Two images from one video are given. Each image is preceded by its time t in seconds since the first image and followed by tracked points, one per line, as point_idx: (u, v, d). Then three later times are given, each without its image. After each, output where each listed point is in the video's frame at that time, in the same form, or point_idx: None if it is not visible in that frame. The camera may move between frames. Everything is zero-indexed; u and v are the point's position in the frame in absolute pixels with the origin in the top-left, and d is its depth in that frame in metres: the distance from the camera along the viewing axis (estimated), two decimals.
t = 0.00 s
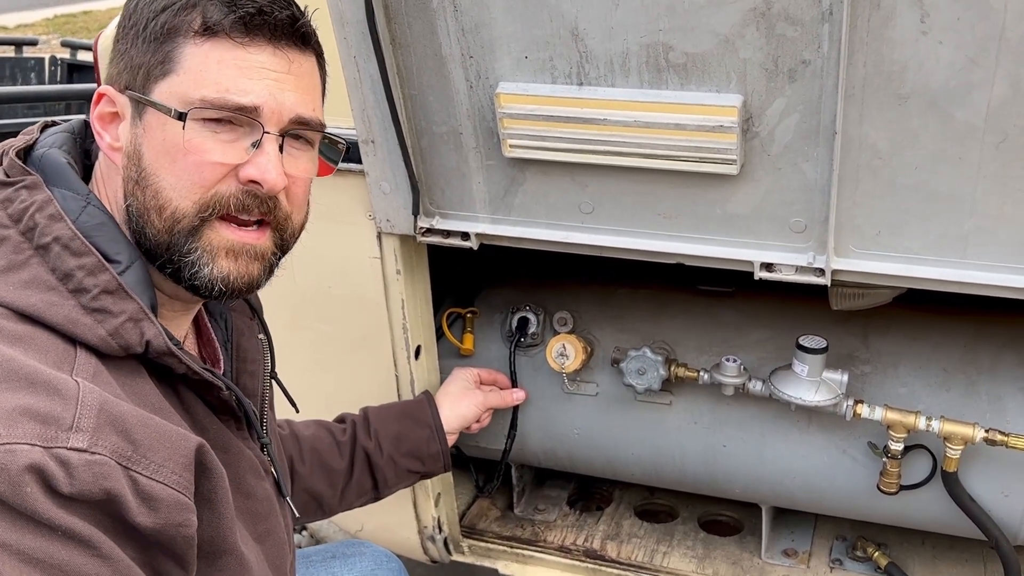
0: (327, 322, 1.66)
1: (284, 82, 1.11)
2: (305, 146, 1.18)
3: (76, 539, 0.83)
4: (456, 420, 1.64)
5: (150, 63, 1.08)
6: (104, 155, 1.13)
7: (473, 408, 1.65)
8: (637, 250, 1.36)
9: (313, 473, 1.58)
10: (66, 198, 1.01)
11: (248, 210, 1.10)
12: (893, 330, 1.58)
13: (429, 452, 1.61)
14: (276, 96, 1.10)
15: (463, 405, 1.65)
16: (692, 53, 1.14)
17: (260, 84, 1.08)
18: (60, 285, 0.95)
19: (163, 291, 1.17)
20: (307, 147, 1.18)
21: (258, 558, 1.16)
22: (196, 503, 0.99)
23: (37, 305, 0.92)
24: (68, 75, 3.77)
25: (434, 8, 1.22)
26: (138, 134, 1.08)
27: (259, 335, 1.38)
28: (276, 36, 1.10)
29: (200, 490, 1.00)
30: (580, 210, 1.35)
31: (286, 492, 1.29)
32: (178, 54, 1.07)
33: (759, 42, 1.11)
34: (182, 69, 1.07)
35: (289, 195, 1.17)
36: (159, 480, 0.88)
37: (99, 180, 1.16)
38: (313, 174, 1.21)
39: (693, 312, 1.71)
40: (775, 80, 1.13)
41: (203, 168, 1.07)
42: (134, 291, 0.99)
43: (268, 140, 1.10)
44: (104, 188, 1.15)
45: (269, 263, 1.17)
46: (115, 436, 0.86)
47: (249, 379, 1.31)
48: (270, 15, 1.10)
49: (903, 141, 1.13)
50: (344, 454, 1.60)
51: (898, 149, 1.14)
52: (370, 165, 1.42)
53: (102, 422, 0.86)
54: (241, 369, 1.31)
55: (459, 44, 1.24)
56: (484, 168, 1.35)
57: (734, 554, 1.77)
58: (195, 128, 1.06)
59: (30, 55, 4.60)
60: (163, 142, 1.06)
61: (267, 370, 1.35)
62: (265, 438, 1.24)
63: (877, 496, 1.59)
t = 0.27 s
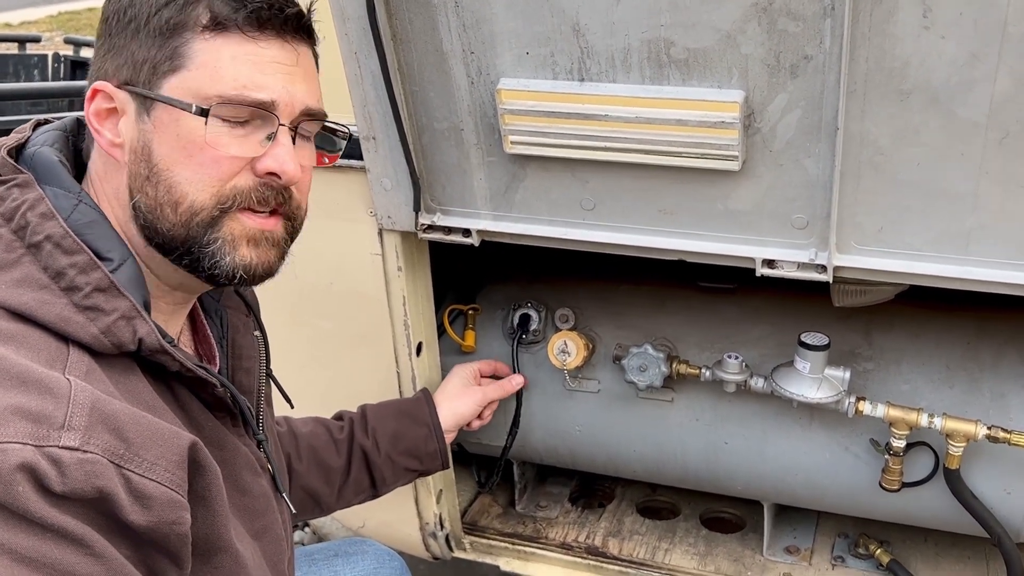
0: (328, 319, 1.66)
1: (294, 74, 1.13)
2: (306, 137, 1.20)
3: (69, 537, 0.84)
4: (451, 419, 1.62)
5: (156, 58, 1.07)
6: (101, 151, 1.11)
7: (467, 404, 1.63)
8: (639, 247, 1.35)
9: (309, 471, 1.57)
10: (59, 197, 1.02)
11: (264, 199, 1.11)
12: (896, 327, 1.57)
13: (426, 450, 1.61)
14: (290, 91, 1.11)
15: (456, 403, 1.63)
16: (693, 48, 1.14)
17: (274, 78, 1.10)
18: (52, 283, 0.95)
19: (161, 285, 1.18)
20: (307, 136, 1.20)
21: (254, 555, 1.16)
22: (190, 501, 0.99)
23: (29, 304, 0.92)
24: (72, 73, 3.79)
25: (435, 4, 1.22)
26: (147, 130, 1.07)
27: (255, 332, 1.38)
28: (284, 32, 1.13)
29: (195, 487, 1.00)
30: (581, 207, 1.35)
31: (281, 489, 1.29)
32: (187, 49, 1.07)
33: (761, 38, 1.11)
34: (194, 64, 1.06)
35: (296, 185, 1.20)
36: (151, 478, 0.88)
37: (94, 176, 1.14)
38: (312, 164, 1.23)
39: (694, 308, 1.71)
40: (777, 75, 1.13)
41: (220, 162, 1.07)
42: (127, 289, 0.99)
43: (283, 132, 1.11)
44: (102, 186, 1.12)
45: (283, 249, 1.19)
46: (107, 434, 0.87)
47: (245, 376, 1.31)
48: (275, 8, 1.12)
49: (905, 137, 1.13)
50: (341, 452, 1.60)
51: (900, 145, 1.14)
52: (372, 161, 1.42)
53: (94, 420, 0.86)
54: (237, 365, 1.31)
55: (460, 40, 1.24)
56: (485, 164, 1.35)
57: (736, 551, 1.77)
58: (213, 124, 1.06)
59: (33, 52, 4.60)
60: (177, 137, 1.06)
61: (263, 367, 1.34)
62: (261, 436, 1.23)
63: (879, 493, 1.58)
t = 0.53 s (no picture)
0: (331, 316, 1.66)
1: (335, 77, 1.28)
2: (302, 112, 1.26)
3: (59, 542, 0.84)
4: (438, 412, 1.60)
5: (264, 82, 1.12)
6: (180, 172, 1.09)
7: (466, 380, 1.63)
8: (641, 243, 1.35)
9: (298, 470, 1.57)
10: (48, 197, 1.01)
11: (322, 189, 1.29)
12: (900, 324, 1.56)
13: (415, 446, 1.59)
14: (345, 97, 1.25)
15: (443, 396, 1.61)
16: (696, 42, 1.14)
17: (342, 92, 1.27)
18: (42, 284, 0.95)
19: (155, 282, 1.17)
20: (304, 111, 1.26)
21: (250, 554, 1.16)
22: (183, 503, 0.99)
23: (18, 305, 0.93)
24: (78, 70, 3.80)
25: None
26: (257, 152, 1.13)
27: (250, 329, 1.38)
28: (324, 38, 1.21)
29: (188, 490, 1.00)
30: (584, 204, 1.35)
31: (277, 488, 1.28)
32: (292, 72, 1.14)
33: (765, 32, 1.11)
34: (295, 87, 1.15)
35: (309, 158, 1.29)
36: (142, 481, 0.88)
37: (132, 192, 1.10)
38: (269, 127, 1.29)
39: (698, 305, 1.70)
40: (781, 69, 1.13)
41: (314, 169, 1.21)
42: (118, 289, 0.99)
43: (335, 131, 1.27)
44: (160, 203, 1.10)
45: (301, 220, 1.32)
46: (97, 438, 0.87)
47: (240, 375, 1.31)
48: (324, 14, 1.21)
49: (909, 132, 1.12)
50: (329, 450, 1.59)
51: (904, 141, 1.13)
52: (374, 158, 1.41)
53: (84, 424, 0.86)
54: (232, 363, 1.31)
55: (463, 35, 1.24)
56: (488, 160, 1.35)
57: (738, 549, 1.76)
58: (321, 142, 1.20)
59: (37, 50, 4.60)
60: (289, 156, 1.16)
61: (258, 365, 1.34)
62: (256, 435, 1.22)
63: (883, 491, 1.58)
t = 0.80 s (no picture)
0: (332, 314, 1.66)
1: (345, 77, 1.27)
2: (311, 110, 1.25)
3: (61, 544, 0.84)
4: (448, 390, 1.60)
5: (245, 67, 1.10)
6: (161, 159, 1.09)
7: (486, 364, 1.63)
8: (643, 241, 1.34)
9: (311, 452, 1.58)
10: (47, 193, 1.00)
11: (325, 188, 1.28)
12: (904, 322, 1.56)
13: (425, 418, 1.60)
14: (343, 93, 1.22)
15: (457, 375, 1.61)
16: (698, 40, 1.13)
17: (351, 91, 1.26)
18: (43, 282, 0.94)
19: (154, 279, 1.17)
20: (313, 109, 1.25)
21: (253, 554, 1.15)
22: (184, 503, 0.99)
23: (19, 304, 0.92)
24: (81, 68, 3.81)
25: None
26: (239, 139, 1.12)
27: (252, 326, 1.37)
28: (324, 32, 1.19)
29: (190, 490, 0.99)
30: (585, 201, 1.34)
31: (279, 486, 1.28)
32: (277, 58, 1.13)
33: (767, 29, 1.10)
34: (275, 76, 1.13)
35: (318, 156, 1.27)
36: (144, 482, 0.88)
37: (122, 182, 1.10)
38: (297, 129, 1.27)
39: (700, 303, 1.70)
40: (783, 67, 1.12)
41: (306, 162, 1.20)
42: (118, 287, 0.98)
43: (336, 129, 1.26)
44: (146, 191, 1.10)
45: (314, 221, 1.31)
46: (99, 439, 0.86)
47: (241, 371, 1.30)
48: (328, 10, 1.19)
49: (913, 130, 1.11)
50: (339, 430, 1.60)
51: (908, 138, 1.12)
52: (374, 155, 1.41)
53: (85, 425, 0.86)
54: (234, 360, 1.31)
55: (463, 32, 1.23)
56: (489, 158, 1.34)
57: (741, 548, 1.76)
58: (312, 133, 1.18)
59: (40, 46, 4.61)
60: (276, 145, 1.14)
61: (260, 361, 1.34)
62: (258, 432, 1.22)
63: (886, 489, 1.57)
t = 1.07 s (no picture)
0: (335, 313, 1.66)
1: (270, 48, 1.11)
2: (299, 117, 1.18)
3: (72, 537, 0.83)
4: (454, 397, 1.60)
5: (136, 41, 1.08)
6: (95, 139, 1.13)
7: (495, 375, 1.63)
8: (647, 238, 1.34)
9: (316, 456, 1.58)
10: (60, 189, 1.02)
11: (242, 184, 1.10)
12: (908, 320, 1.55)
13: (431, 424, 1.60)
14: (265, 67, 1.10)
15: (464, 383, 1.61)
16: (702, 35, 1.12)
17: (247, 53, 1.09)
18: (55, 277, 0.94)
19: (162, 277, 1.17)
20: (300, 117, 1.18)
21: (260, 552, 1.15)
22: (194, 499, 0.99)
23: (30, 298, 0.92)
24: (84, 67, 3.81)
25: None
26: (128, 114, 1.08)
27: (262, 325, 1.38)
28: (262, 7, 1.11)
29: (199, 486, 0.99)
30: (589, 198, 1.33)
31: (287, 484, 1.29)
32: (162, 28, 1.07)
33: (772, 24, 1.09)
34: (167, 44, 1.07)
35: (286, 167, 1.17)
36: (154, 477, 0.88)
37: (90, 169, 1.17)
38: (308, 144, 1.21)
39: (704, 301, 1.69)
40: (788, 62, 1.11)
41: (193, 142, 1.07)
42: (130, 283, 0.98)
43: (259, 109, 1.10)
44: (96, 175, 1.14)
45: (268, 239, 1.17)
46: (109, 433, 0.86)
47: (251, 370, 1.30)
48: None
49: (918, 126, 1.11)
50: (345, 434, 1.60)
51: (913, 134, 1.12)
52: (377, 153, 1.41)
53: (97, 419, 0.85)
54: (244, 359, 1.30)
55: (467, 28, 1.23)
56: (492, 155, 1.34)
57: (745, 546, 1.75)
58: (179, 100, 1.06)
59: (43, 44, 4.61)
60: (152, 119, 1.06)
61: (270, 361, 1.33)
62: (267, 431, 1.22)
63: (891, 488, 1.57)
